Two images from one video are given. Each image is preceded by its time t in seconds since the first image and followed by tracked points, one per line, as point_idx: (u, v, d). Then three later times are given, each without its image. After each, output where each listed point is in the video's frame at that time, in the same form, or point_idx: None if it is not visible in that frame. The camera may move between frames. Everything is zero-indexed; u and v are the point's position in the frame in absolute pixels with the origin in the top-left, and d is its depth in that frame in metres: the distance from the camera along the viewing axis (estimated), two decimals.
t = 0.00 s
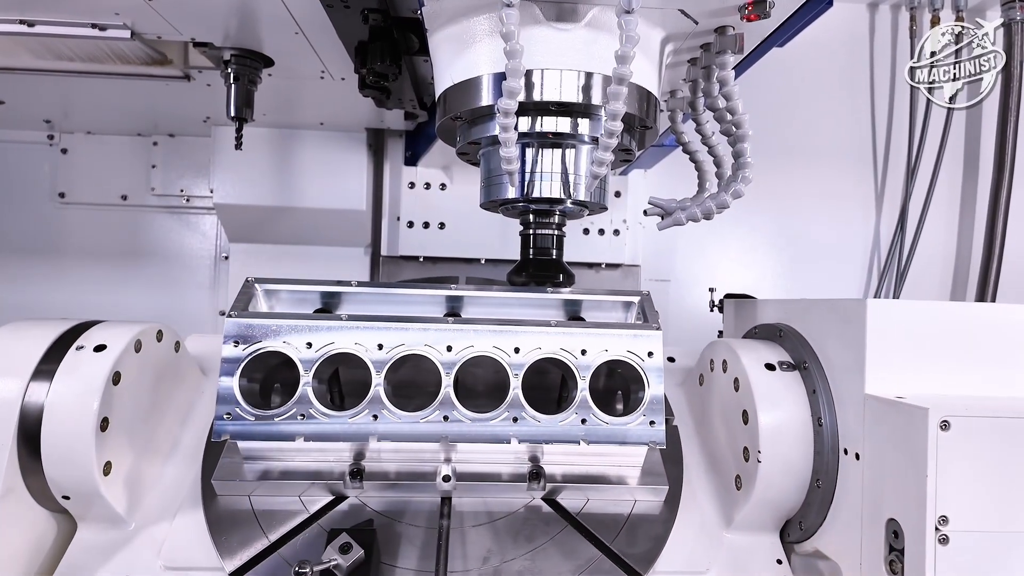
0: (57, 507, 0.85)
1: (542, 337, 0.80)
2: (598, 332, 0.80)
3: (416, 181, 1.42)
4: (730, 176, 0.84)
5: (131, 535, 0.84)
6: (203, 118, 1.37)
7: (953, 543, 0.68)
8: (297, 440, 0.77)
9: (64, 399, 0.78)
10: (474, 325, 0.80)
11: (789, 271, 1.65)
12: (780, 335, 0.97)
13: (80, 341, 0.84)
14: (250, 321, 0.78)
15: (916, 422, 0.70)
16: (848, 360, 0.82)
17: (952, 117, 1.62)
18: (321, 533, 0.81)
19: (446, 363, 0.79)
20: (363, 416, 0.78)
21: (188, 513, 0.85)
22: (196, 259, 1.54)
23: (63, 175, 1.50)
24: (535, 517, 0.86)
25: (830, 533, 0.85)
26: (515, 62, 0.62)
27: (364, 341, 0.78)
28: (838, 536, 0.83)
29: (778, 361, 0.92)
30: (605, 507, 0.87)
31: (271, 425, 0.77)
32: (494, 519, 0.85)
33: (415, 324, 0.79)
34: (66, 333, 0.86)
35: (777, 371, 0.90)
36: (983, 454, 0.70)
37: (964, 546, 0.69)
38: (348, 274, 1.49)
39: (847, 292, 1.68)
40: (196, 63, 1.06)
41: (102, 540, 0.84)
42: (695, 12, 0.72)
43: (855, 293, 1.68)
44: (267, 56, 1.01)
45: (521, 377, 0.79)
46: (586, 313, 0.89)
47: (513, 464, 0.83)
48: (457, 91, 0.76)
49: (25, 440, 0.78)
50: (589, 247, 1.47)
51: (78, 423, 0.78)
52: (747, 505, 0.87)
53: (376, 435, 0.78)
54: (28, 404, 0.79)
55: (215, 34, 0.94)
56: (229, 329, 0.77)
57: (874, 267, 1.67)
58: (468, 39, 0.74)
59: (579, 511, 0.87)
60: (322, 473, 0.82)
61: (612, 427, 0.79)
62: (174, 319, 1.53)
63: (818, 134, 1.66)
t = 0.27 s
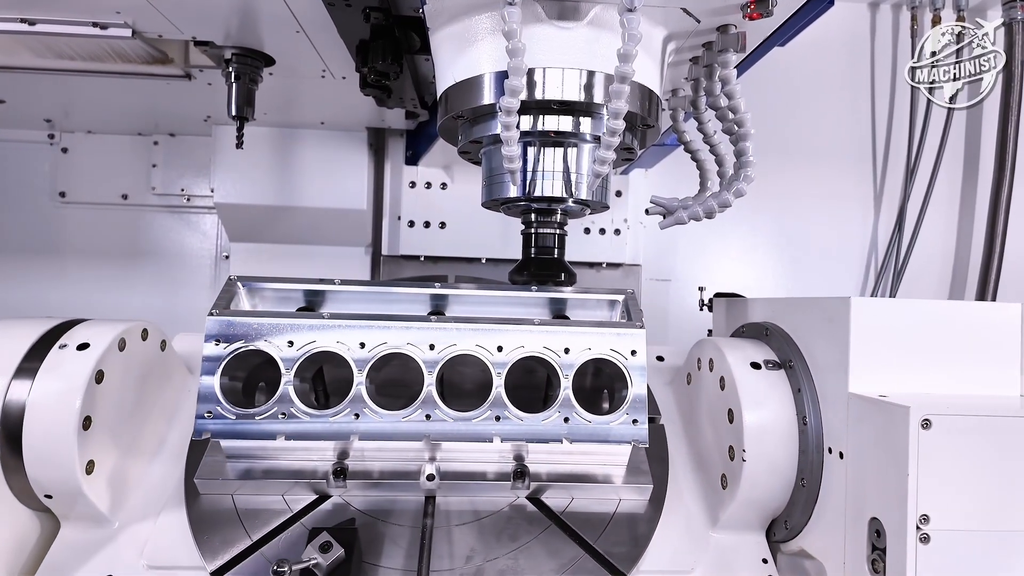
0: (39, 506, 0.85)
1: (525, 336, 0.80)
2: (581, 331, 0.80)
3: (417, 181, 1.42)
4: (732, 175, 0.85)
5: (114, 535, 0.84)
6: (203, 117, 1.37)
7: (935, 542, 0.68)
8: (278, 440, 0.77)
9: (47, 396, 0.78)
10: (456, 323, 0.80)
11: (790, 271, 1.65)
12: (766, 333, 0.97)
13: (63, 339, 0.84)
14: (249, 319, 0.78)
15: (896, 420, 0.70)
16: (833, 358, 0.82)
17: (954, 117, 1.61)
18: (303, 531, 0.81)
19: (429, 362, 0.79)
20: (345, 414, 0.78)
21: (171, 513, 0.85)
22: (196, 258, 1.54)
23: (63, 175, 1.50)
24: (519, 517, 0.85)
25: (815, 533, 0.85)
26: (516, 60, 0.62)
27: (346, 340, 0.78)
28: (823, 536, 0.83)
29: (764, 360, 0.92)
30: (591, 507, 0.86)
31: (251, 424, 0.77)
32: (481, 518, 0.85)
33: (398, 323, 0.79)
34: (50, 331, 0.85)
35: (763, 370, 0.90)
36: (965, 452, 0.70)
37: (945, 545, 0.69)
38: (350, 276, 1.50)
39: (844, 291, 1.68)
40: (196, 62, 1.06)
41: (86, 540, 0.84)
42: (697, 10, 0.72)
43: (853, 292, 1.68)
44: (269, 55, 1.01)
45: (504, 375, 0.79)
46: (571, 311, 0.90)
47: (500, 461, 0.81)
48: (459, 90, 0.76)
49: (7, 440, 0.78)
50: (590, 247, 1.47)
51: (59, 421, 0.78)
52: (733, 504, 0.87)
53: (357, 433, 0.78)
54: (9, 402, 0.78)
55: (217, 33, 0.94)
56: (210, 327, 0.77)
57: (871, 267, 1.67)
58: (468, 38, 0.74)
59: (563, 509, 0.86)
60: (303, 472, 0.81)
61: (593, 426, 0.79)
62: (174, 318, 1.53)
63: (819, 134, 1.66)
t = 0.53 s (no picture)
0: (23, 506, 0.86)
1: (507, 336, 0.80)
2: (564, 331, 0.80)
3: (417, 181, 1.41)
4: (733, 175, 0.85)
5: (97, 536, 0.84)
6: (204, 118, 1.37)
7: (914, 542, 0.68)
8: (259, 440, 0.77)
9: (31, 396, 0.79)
10: (438, 323, 0.80)
11: (790, 271, 1.65)
12: (751, 334, 0.97)
13: (46, 339, 0.84)
14: (255, 319, 0.78)
15: (877, 421, 0.70)
16: (816, 357, 0.82)
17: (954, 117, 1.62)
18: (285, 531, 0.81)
19: (410, 362, 0.79)
20: (326, 415, 0.78)
21: (155, 513, 0.85)
22: (197, 259, 1.55)
23: (64, 175, 1.50)
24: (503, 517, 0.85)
25: (798, 533, 0.85)
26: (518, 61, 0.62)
27: (328, 340, 0.78)
28: (806, 536, 0.83)
29: (748, 360, 0.92)
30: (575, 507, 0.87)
31: (232, 424, 0.77)
32: (466, 516, 0.85)
33: (380, 323, 0.79)
34: (34, 331, 0.85)
35: (747, 370, 0.90)
36: (947, 451, 0.69)
37: (924, 545, 0.69)
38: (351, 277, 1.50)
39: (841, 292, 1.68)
40: (197, 62, 1.06)
41: (71, 540, 0.84)
42: (698, 11, 0.72)
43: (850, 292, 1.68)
44: (269, 56, 1.01)
45: (485, 375, 0.80)
46: (556, 312, 0.89)
47: (483, 462, 0.82)
48: (459, 91, 0.76)
49: None
50: (591, 247, 1.47)
51: (45, 421, 0.78)
52: (717, 505, 0.87)
53: (338, 433, 0.78)
54: None
55: (219, 34, 0.94)
56: (191, 327, 0.77)
57: (868, 267, 1.67)
58: (470, 39, 0.74)
59: (547, 509, 0.86)
60: (286, 473, 0.81)
61: (575, 426, 0.79)
62: (174, 318, 1.53)
63: (819, 134, 1.66)
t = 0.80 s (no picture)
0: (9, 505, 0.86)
1: (491, 336, 0.80)
2: (549, 331, 0.80)
3: (418, 181, 1.41)
4: (733, 175, 0.85)
5: (82, 536, 0.85)
6: (205, 118, 1.37)
7: (895, 542, 0.69)
8: (242, 440, 0.78)
9: (16, 396, 0.79)
10: (422, 323, 0.80)
11: (790, 271, 1.65)
12: (737, 334, 0.98)
13: (31, 339, 0.84)
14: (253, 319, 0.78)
15: (857, 421, 0.70)
16: (799, 356, 0.82)
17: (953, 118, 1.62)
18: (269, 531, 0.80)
19: (394, 362, 0.79)
20: (309, 415, 0.78)
21: (140, 513, 0.86)
22: (198, 259, 1.55)
23: (64, 175, 1.50)
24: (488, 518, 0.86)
25: (783, 533, 0.86)
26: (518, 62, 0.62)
27: (311, 340, 0.78)
28: (791, 536, 0.84)
29: (735, 360, 0.92)
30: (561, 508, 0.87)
31: (215, 424, 0.77)
32: (454, 515, 0.85)
33: (364, 322, 0.79)
34: (20, 330, 0.86)
35: (732, 370, 0.90)
36: (929, 451, 0.70)
37: (906, 546, 0.69)
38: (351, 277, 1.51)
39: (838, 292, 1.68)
40: (197, 63, 1.06)
41: (57, 539, 0.85)
42: (698, 11, 0.72)
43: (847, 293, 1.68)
44: (270, 56, 1.01)
45: (469, 375, 0.80)
46: (542, 312, 0.89)
47: (467, 463, 0.82)
48: (460, 91, 0.76)
49: None
50: (591, 248, 1.47)
51: (30, 421, 0.78)
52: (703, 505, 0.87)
53: (321, 433, 0.78)
54: None
55: (219, 35, 0.94)
56: (174, 327, 0.77)
57: (865, 267, 1.67)
58: (470, 39, 0.74)
59: (531, 509, 0.86)
60: (271, 473, 0.81)
61: (559, 427, 0.79)
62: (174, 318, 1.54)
63: (819, 134, 1.66)
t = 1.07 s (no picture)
0: None
1: (473, 335, 0.80)
2: (531, 330, 0.80)
3: (418, 181, 1.41)
4: (735, 175, 0.85)
5: (65, 535, 0.85)
6: (206, 118, 1.37)
7: (874, 542, 0.69)
8: (222, 439, 0.78)
9: None
10: (405, 322, 0.80)
11: (790, 271, 1.64)
12: (724, 334, 0.98)
13: (14, 339, 0.85)
14: (271, 319, 0.79)
15: (838, 420, 0.70)
16: (783, 355, 0.82)
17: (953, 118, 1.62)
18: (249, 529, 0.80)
19: (375, 361, 0.79)
20: (291, 414, 0.78)
21: (124, 512, 0.86)
22: (199, 258, 1.55)
23: (65, 175, 1.50)
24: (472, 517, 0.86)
25: (767, 533, 0.86)
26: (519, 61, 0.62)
27: (292, 340, 0.78)
28: (775, 536, 0.84)
29: (720, 359, 0.92)
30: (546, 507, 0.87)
31: (195, 423, 0.77)
32: (439, 514, 0.84)
33: (345, 322, 0.80)
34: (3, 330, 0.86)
35: (717, 369, 0.90)
36: (914, 451, 0.70)
37: (889, 545, 0.69)
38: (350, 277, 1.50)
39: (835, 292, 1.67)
40: (198, 62, 1.06)
41: (39, 540, 0.85)
42: (699, 11, 0.72)
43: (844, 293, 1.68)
44: (271, 56, 1.01)
45: (451, 374, 0.80)
46: (525, 312, 0.88)
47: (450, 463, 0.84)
48: (462, 90, 0.76)
49: None
50: (591, 248, 1.47)
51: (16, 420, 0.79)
52: (688, 505, 0.88)
53: (301, 433, 0.78)
54: None
55: (219, 34, 0.94)
56: (155, 326, 0.77)
57: (862, 267, 1.67)
58: (472, 38, 0.74)
59: (515, 509, 0.86)
60: (256, 472, 0.82)
61: (542, 426, 0.79)
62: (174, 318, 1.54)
63: (819, 133, 1.66)
